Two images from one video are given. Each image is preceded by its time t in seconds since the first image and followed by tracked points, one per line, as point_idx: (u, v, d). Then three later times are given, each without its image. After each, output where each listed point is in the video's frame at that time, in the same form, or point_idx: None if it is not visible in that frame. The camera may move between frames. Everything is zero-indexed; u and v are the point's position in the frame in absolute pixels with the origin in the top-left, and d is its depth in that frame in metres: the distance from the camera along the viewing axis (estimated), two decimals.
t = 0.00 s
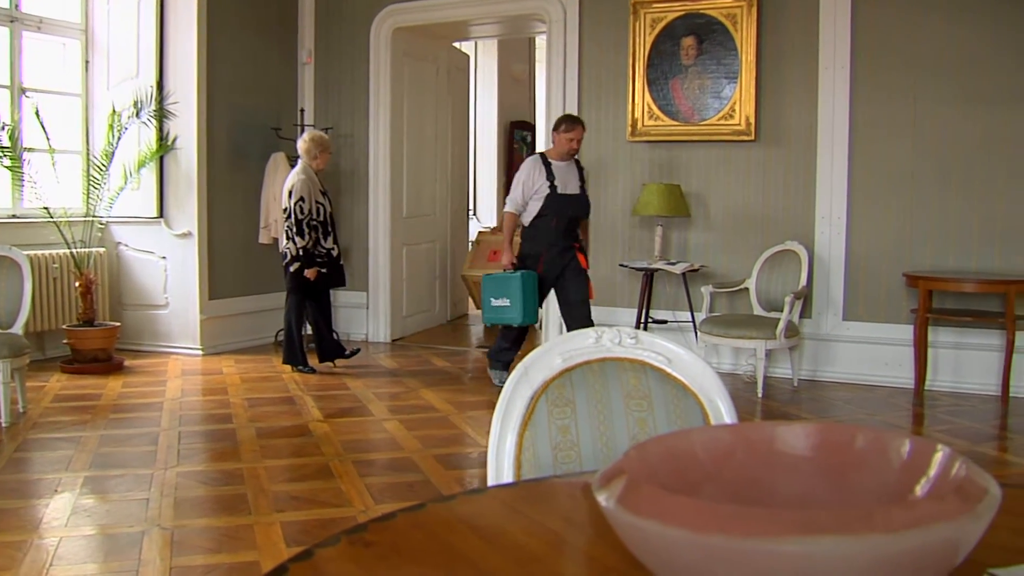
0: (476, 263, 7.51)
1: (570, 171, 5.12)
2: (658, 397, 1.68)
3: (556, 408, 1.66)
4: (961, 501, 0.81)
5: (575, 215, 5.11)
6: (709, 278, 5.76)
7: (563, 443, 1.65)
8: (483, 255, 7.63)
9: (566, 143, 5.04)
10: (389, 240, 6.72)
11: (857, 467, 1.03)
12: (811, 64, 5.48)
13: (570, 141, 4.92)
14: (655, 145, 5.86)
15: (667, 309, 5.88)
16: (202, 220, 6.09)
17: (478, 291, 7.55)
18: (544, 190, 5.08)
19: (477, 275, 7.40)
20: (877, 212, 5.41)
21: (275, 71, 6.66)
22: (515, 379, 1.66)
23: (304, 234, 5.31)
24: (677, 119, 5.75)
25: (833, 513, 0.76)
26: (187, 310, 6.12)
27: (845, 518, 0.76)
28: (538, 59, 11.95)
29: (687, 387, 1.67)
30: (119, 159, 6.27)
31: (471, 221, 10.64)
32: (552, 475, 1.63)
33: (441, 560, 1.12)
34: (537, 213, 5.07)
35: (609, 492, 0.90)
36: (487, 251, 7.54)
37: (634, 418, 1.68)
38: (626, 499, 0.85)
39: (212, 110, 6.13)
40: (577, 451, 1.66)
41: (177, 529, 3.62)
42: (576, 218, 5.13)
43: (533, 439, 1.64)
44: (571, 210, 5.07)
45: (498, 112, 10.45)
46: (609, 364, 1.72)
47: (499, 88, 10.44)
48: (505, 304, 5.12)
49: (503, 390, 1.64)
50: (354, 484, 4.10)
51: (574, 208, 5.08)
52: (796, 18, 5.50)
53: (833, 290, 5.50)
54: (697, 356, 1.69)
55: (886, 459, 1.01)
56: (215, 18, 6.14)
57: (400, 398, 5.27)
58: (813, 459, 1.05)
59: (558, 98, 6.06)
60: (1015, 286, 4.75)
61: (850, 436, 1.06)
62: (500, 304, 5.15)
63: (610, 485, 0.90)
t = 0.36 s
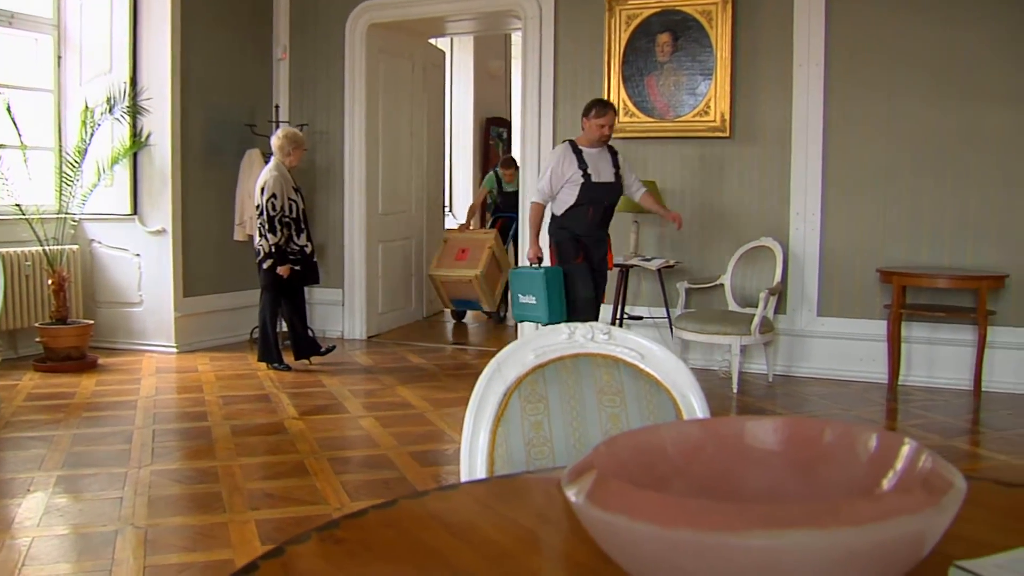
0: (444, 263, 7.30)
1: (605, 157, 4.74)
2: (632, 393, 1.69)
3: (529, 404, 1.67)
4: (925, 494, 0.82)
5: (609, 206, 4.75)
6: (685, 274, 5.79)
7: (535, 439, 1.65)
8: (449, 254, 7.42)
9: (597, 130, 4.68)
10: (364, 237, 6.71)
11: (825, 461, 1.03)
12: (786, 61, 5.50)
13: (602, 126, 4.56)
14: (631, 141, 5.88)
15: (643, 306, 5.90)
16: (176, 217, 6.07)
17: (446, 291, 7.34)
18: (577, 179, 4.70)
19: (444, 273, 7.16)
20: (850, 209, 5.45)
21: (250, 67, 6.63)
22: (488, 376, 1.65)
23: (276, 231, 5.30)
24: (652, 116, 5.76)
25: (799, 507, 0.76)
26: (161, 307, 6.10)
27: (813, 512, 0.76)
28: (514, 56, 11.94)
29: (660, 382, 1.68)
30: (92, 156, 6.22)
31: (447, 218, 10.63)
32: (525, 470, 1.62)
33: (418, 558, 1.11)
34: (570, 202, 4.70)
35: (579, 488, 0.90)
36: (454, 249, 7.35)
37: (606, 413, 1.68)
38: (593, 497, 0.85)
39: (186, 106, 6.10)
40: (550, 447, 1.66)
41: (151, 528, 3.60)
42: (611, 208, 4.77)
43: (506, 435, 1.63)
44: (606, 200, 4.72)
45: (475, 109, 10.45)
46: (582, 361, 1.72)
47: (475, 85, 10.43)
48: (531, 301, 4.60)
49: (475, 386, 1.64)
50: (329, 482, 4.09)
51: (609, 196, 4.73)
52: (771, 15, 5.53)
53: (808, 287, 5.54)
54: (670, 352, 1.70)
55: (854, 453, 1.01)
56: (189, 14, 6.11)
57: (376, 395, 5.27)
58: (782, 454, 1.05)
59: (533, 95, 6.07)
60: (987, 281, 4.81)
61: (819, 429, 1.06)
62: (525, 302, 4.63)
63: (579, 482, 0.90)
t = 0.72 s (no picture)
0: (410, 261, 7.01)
1: (638, 150, 4.39)
2: (605, 389, 1.70)
3: (502, 400, 1.66)
4: (891, 488, 0.84)
5: (644, 204, 4.37)
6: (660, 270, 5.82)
7: (509, 435, 1.65)
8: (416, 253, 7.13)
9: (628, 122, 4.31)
10: (340, 234, 6.70)
11: (794, 454, 1.05)
12: (761, 57, 5.53)
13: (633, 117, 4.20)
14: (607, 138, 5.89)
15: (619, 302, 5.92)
16: (150, 213, 6.04)
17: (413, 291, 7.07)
18: (611, 176, 4.33)
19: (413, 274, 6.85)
20: (827, 205, 5.48)
21: (225, 63, 6.60)
22: (461, 371, 1.64)
23: (246, 228, 5.28)
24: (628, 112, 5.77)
25: (766, 501, 0.78)
26: (136, 305, 6.07)
27: (779, 505, 0.78)
28: (490, 52, 11.96)
29: (633, 378, 1.69)
30: (65, 153, 6.18)
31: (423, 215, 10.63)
32: (499, 466, 1.62)
33: (394, 558, 1.08)
34: (606, 201, 4.34)
35: (548, 483, 0.91)
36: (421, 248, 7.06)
37: (579, 409, 1.70)
38: (564, 488, 0.87)
39: (159, 102, 6.07)
40: (523, 442, 1.66)
41: (125, 527, 3.58)
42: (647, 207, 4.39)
43: (480, 431, 1.63)
44: (642, 198, 4.36)
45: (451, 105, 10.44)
46: (555, 357, 1.72)
47: (451, 82, 10.41)
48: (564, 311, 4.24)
49: (449, 382, 1.62)
50: (305, 479, 4.08)
51: (646, 193, 4.37)
52: (746, 12, 5.55)
53: (783, 282, 5.57)
54: (644, 348, 1.70)
55: (822, 446, 1.03)
56: (163, 9, 6.08)
57: (352, 392, 5.27)
58: (750, 447, 1.06)
59: (509, 91, 6.08)
60: (959, 277, 4.85)
61: (788, 424, 1.08)
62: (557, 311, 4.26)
63: (551, 475, 0.92)
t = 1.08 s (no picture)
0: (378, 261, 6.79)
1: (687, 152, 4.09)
2: (581, 385, 1.69)
3: (478, 396, 1.66)
4: (860, 481, 0.85)
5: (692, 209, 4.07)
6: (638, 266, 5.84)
7: (485, 431, 1.65)
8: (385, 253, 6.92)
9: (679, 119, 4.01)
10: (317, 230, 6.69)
11: (767, 449, 1.05)
12: (738, 54, 5.55)
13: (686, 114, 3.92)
14: (585, 134, 5.90)
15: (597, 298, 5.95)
16: (127, 210, 6.01)
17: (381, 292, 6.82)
18: (656, 175, 4.03)
19: (382, 273, 6.65)
20: (807, 201, 5.51)
21: (201, 59, 6.57)
22: (436, 368, 1.64)
23: (215, 224, 5.26)
24: (607, 108, 5.79)
25: (736, 495, 0.79)
26: (112, 302, 6.05)
27: (749, 499, 0.79)
28: (468, 49, 11.97)
29: (609, 374, 1.68)
30: (40, 149, 6.13)
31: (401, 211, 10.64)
32: (474, 462, 1.63)
33: (370, 556, 1.07)
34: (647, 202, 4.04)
35: (520, 479, 0.92)
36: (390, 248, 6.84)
37: (555, 405, 1.69)
38: (536, 486, 0.88)
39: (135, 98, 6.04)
40: (499, 438, 1.66)
41: (101, 526, 3.56)
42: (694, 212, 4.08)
43: (456, 427, 1.63)
44: (689, 201, 4.05)
45: (429, 101, 10.45)
46: (531, 353, 1.71)
47: (429, 78, 10.39)
48: (613, 317, 3.95)
49: (424, 379, 1.62)
50: (283, 476, 4.07)
51: (692, 198, 4.05)
52: (724, 8, 5.57)
53: (761, 277, 5.60)
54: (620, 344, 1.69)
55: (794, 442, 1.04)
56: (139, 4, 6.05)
57: (329, 389, 5.26)
58: (723, 442, 1.06)
59: (487, 87, 6.08)
60: (935, 272, 4.87)
61: (760, 418, 1.08)
62: (603, 317, 3.98)
63: (521, 473, 0.93)
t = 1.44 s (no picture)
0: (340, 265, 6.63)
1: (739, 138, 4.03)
2: (554, 383, 1.69)
3: (450, 394, 1.66)
4: (828, 477, 0.84)
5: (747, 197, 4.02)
6: (615, 263, 5.86)
7: (457, 429, 1.65)
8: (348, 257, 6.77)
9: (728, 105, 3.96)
10: (294, 229, 6.68)
11: (736, 445, 1.04)
12: (713, 51, 5.57)
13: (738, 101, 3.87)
14: (560, 132, 5.91)
15: (573, 296, 5.96)
16: (100, 208, 5.99)
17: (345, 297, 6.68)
18: (713, 165, 3.96)
19: (344, 279, 6.48)
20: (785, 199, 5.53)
21: (175, 57, 6.54)
22: (409, 365, 1.64)
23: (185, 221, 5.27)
24: (582, 107, 5.80)
25: (705, 491, 0.78)
26: (86, 301, 6.01)
27: (719, 496, 0.78)
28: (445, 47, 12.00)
29: (582, 371, 1.67)
30: (13, 148, 6.09)
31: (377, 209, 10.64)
32: (447, 459, 1.63)
33: (340, 554, 1.07)
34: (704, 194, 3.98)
35: (489, 476, 0.91)
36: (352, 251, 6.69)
37: (528, 402, 1.69)
38: (506, 486, 0.86)
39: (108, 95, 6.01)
40: (472, 436, 1.66)
41: (75, 526, 3.54)
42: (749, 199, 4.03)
43: (429, 425, 1.63)
44: (746, 190, 4.00)
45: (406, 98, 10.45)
46: (504, 350, 1.71)
47: (405, 76, 10.39)
48: (657, 317, 3.98)
49: (397, 377, 1.62)
50: (258, 475, 4.06)
51: (748, 185, 4.00)
52: (698, 7, 5.59)
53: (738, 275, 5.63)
54: (593, 341, 1.69)
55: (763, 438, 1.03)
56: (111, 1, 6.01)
57: (305, 388, 5.25)
58: (693, 439, 1.05)
59: (463, 85, 6.09)
60: (910, 269, 4.90)
61: (728, 414, 1.07)
62: (648, 316, 4.02)
63: (490, 470, 0.92)
